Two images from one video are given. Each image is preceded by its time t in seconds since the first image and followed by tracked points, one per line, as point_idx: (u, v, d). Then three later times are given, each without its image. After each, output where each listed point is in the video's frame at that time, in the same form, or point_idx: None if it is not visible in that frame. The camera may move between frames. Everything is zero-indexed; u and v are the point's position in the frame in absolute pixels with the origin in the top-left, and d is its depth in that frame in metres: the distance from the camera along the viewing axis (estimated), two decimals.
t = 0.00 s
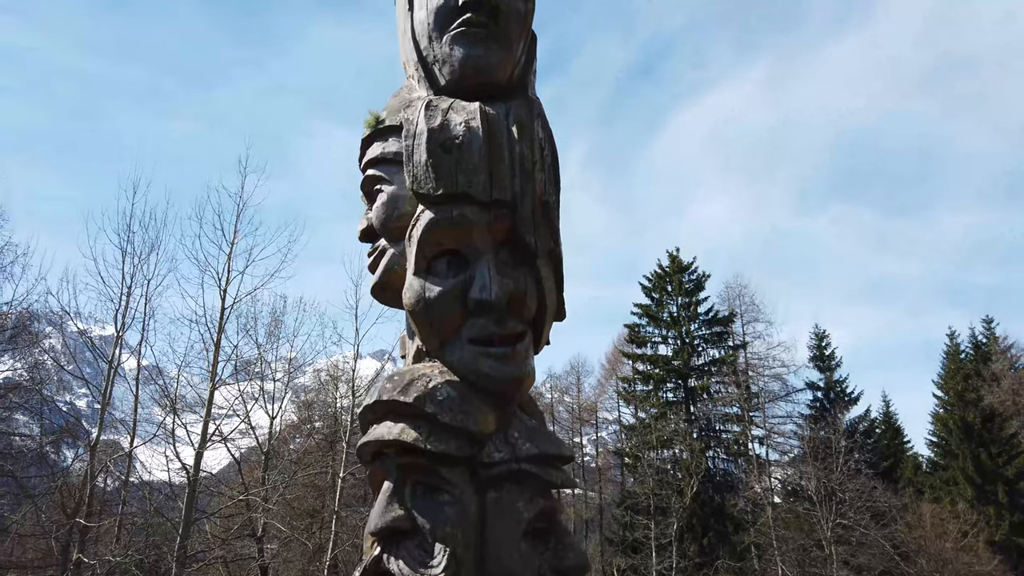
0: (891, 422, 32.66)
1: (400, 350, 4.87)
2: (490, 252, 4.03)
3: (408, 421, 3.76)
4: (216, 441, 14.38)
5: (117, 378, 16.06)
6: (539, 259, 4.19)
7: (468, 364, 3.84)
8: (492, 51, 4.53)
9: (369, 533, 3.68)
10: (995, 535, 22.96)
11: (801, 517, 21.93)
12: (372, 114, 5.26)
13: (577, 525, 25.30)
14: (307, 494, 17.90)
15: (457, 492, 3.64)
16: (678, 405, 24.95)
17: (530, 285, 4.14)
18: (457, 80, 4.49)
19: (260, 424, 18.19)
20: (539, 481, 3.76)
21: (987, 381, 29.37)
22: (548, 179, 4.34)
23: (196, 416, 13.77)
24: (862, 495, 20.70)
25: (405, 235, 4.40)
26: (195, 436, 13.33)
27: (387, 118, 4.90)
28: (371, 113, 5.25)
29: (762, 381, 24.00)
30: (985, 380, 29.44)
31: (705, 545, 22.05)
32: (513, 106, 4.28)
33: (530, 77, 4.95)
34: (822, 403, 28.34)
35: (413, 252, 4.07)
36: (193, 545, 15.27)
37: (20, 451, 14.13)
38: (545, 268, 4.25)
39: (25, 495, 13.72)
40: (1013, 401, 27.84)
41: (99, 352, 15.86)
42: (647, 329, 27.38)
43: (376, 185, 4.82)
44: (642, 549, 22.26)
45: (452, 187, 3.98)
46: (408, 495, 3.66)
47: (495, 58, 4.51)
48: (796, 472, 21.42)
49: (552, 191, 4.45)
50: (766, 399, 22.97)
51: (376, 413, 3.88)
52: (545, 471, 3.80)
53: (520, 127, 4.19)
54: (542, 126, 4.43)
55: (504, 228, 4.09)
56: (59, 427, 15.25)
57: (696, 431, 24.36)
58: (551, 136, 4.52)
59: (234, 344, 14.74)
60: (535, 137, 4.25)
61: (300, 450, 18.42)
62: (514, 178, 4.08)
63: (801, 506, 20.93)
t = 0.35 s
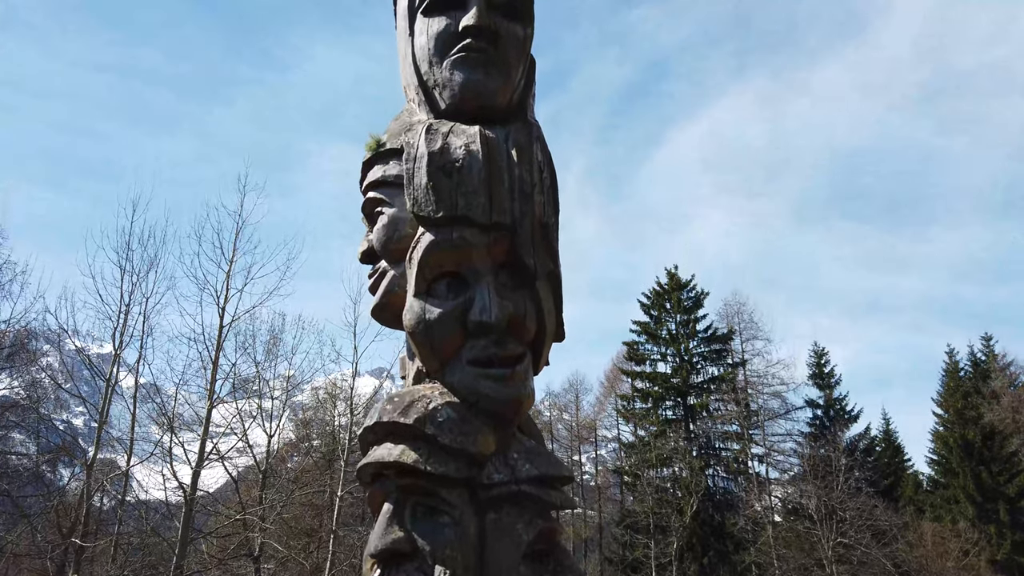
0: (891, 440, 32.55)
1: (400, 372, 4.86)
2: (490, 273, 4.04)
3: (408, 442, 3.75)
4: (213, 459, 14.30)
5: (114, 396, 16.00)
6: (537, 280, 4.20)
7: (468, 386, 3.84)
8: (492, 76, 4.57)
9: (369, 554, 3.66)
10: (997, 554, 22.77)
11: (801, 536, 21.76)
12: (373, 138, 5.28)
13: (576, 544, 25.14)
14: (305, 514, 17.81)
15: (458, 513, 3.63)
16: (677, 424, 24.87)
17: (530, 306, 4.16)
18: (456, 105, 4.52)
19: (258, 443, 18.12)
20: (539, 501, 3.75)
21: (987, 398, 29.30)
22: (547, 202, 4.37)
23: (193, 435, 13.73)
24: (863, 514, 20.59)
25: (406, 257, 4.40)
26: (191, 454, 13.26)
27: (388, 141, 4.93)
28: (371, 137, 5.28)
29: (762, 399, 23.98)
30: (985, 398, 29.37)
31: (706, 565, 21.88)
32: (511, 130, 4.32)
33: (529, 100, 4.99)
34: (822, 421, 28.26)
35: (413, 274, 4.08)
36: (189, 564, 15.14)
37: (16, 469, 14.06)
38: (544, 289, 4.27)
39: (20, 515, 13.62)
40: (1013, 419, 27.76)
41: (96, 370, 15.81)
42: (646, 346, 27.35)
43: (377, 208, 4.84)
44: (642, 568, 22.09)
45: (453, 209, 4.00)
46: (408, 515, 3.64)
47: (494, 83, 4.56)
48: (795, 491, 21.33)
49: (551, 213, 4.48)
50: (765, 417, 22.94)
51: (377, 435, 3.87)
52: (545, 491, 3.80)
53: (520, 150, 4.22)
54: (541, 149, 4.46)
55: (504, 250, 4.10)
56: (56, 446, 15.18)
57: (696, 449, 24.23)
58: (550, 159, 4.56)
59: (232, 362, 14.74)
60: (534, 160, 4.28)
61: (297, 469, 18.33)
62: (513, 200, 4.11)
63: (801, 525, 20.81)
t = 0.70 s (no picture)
0: (893, 456, 32.42)
1: (402, 390, 4.85)
2: (492, 292, 4.05)
3: (410, 460, 3.75)
4: (212, 474, 14.25)
5: (114, 411, 15.98)
6: (539, 298, 4.21)
7: (470, 405, 3.84)
8: (494, 96, 4.60)
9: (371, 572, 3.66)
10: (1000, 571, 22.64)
11: (803, 552, 21.68)
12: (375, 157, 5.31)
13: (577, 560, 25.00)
14: (304, 529, 17.73)
15: (460, 532, 3.63)
16: (677, 439, 24.80)
17: (532, 325, 4.16)
18: (458, 125, 4.55)
19: (257, 458, 18.06)
20: (541, 520, 3.74)
21: (989, 414, 29.23)
22: (549, 221, 4.37)
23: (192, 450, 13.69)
24: (864, 529, 20.51)
25: (408, 275, 4.41)
26: (190, 469, 13.22)
27: (391, 160, 4.95)
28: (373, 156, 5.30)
29: (762, 414, 23.95)
30: (987, 414, 29.31)
31: None
32: (513, 149, 4.34)
33: (530, 120, 5.02)
34: (823, 437, 28.18)
35: (415, 293, 4.09)
36: None
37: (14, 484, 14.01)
38: (546, 307, 4.27)
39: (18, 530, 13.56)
40: (1014, 434, 27.69)
41: (95, 385, 15.79)
42: (646, 361, 27.33)
43: (379, 227, 4.85)
44: None
45: (455, 229, 4.01)
46: (410, 534, 3.64)
47: (496, 103, 4.59)
48: (797, 507, 21.28)
49: (553, 232, 4.48)
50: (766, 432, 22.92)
51: (378, 454, 3.87)
52: (546, 509, 3.79)
53: (521, 169, 4.24)
54: (542, 168, 4.48)
55: (506, 269, 4.11)
56: (54, 461, 15.14)
57: (697, 465, 24.15)
58: (552, 177, 4.57)
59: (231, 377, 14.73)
60: (536, 179, 4.29)
61: (297, 485, 18.26)
62: (516, 219, 4.12)
63: (803, 541, 20.72)
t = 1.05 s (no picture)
0: (893, 464, 32.37)
1: (404, 400, 4.85)
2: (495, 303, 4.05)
3: (414, 470, 3.75)
4: (211, 482, 14.21)
5: (113, 419, 15.95)
6: (542, 309, 4.21)
7: (474, 415, 3.84)
8: (497, 108, 4.61)
9: None
10: None
11: (803, 561, 21.66)
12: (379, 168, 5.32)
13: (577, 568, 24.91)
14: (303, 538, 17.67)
15: (462, 543, 3.62)
16: (677, 447, 24.73)
17: (535, 336, 4.16)
18: (462, 136, 4.57)
19: (256, 466, 18.02)
20: (543, 531, 3.73)
21: (989, 423, 29.24)
22: (552, 231, 4.38)
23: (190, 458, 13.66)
24: (864, 538, 20.47)
25: (411, 287, 4.42)
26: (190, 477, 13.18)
27: (394, 171, 4.96)
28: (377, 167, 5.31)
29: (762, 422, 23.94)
30: (986, 423, 29.32)
31: None
32: (516, 160, 4.35)
33: (533, 131, 5.03)
34: (824, 445, 28.14)
35: (419, 303, 4.10)
36: None
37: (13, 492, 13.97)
38: (549, 318, 4.27)
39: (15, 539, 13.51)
40: (1014, 443, 27.69)
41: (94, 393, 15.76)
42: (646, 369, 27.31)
43: (382, 237, 4.86)
44: None
45: (458, 240, 4.02)
46: (414, 545, 3.64)
47: (499, 115, 4.60)
48: (796, 515, 21.27)
49: (555, 243, 4.49)
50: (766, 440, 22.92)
51: (381, 465, 3.87)
52: (550, 521, 3.78)
53: (524, 180, 4.25)
54: (545, 179, 4.49)
55: (509, 280, 4.12)
56: (53, 469, 15.10)
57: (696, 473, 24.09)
58: (554, 188, 4.58)
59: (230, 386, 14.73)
60: (538, 190, 4.30)
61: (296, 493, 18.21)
62: (519, 230, 4.12)
63: (803, 550, 20.69)
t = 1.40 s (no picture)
0: (892, 466, 32.37)
1: (404, 398, 4.85)
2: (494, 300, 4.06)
3: (413, 467, 3.75)
4: (211, 485, 14.19)
5: (112, 421, 15.92)
6: (541, 307, 4.21)
7: (473, 412, 3.84)
8: (496, 107, 4.62)
9: None
10: None
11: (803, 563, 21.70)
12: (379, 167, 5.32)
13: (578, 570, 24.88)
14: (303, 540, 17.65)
15: (461, 539, 3.62)
16: (676, 449, 24.63)
17: (534, 333, 4.16)
18: (461, 135, 4.57)
19: (255, 468, 18.00)
20: (542, 527, 3.73)
21: (988, 425, 29.29)
22: (551, 229, 4.38)
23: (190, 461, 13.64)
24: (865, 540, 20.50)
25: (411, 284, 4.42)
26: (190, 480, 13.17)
27: (394, 169, 4.97)
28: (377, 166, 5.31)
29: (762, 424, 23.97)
30: (986, 424, 29.35)
31: None
32: (516, 158, 4.35)
33: (532, 130, 5.03)
34: (824, 447, 28.15)
35: (419, 301, 4.10)
36: None
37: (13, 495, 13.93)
38: (548, 316, 4.28)
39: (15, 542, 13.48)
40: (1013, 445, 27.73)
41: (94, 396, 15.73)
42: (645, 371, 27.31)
43: (382, 235, 4.87)
44: None
45: (457, 237, 4.02)
46: (413, 542, 3.64)
47: (499, 113, 4.61)
48: (796, 517, 21.32)
49: (555, 240, 4.49)
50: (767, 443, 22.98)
51: (381, 462, 3.87)
52: (549, 517, 3.79)
53: (524, 177, 4.25)
54: (544, 177, 4.50)
55: (508, 277, 4.12)
56: (53, 473, 15.07)
57: (696, 475, 24.06)
58: (553, 186, 4.59)
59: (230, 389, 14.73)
60: (537, 187, 4.31)
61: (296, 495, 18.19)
62: (518, 227, 4.12)
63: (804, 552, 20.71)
